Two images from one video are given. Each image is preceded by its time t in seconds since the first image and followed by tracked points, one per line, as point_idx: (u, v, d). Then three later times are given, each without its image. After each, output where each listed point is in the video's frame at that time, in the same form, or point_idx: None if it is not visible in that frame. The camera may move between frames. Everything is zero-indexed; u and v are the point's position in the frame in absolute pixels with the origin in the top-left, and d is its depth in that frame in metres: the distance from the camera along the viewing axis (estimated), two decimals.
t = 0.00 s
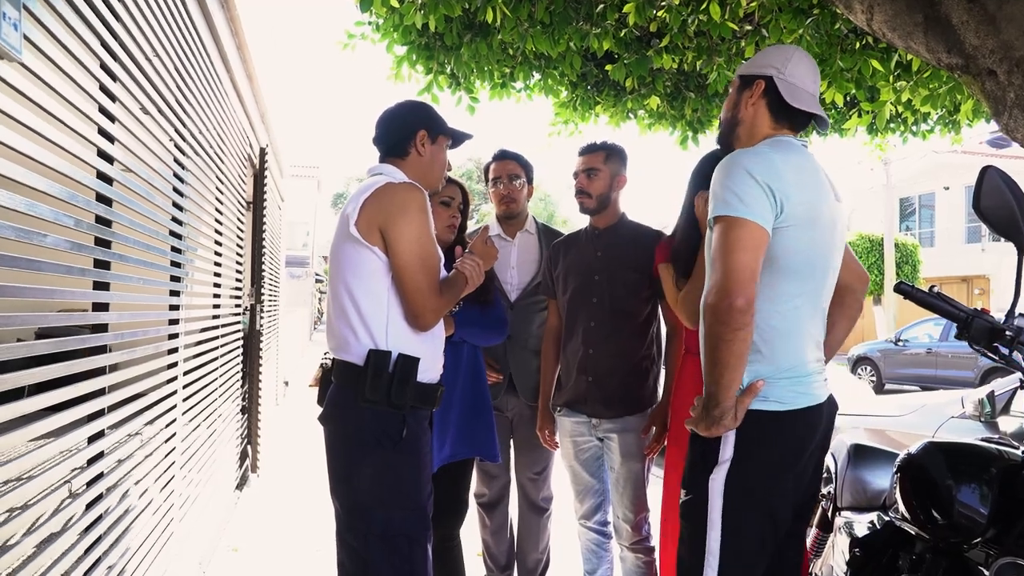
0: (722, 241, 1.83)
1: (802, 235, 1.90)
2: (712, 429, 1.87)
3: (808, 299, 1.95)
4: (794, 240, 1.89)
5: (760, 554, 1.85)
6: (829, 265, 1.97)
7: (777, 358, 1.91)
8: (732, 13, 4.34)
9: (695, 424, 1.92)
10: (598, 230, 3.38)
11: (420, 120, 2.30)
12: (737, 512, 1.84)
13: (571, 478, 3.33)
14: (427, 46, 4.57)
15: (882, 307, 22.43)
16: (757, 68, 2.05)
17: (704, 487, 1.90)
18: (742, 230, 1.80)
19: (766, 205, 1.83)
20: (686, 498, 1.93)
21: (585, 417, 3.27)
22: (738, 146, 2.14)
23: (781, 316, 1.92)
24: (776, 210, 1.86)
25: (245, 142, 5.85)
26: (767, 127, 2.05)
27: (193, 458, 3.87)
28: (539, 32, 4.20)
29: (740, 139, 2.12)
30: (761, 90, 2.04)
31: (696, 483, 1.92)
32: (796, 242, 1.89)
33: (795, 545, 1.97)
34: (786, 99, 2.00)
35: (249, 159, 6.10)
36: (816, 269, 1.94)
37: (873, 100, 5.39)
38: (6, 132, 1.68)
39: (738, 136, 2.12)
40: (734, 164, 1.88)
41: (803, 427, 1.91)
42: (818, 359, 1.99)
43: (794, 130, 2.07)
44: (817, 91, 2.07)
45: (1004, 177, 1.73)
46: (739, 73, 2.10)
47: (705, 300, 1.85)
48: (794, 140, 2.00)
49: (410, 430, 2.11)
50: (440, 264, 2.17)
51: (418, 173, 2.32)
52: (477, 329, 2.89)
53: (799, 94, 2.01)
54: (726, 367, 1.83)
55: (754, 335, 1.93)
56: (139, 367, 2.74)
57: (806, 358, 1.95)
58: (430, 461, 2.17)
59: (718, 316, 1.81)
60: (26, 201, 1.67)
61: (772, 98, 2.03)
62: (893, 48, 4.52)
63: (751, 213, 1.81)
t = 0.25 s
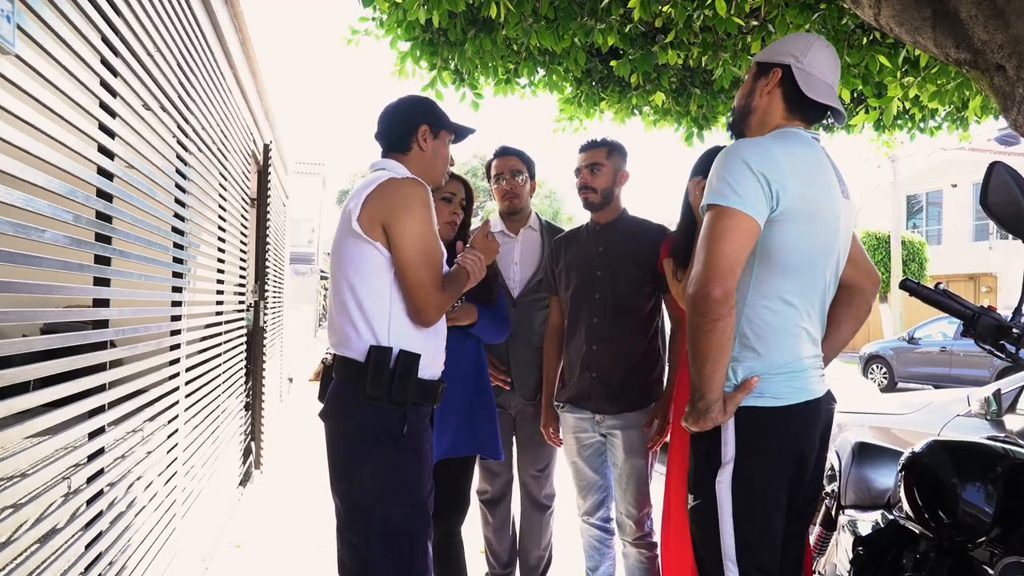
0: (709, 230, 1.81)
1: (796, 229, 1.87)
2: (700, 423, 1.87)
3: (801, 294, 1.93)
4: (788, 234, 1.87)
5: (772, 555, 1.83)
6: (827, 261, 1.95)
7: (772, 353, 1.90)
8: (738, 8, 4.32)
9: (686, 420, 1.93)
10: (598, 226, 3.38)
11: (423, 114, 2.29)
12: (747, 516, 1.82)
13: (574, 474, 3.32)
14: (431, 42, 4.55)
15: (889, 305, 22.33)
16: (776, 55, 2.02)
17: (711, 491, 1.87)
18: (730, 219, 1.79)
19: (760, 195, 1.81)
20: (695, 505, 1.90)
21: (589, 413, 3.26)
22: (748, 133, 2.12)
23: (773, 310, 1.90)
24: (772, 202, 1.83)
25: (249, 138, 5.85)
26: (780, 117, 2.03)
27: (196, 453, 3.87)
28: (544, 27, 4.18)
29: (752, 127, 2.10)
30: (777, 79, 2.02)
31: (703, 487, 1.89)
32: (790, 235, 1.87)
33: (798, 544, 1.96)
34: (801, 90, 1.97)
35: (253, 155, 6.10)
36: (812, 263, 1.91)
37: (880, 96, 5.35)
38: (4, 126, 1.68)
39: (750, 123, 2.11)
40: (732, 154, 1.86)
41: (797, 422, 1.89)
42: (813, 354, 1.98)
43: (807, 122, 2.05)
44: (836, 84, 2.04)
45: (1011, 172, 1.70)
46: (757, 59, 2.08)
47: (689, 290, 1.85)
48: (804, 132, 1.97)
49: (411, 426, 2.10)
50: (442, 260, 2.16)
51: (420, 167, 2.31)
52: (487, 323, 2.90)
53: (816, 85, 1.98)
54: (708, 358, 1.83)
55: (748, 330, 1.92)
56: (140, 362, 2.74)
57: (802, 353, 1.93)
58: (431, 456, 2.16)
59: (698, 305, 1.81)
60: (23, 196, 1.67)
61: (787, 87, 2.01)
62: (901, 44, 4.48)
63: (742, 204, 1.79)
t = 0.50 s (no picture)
0: (717, 230, 1.80)
1: (803, 226, 1.86)
2: (702, 427, 1.86)
3: (803, 294, 1.91)
4: (793, 232, 1.85)
5: (782, 561, 1.82)
6: (829, 260, 1.92)
7: (772, 355, 1.88)
8: (739, 6, 4.30)
9: (686, 423, 1.92)
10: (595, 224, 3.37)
11: (423, 112, 2.28)
12: (755, 522, 1.81)
13: (574, 472, 3.30)
14: (430, 39, 4.53)
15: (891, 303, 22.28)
16: (787, 44, 2.00)
17: (717, 498, 1.86)
18: (739, 217, 1.77)
19: (767, 190, 1.79)
20: (701, 514, 1.89)
21: (590, 411, 3.25)
22: (751, 123, 2.11)
23: (776, 310, 1.89)
24: (779, 196, 1.82)
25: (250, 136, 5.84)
26: (785, 109, 2.02)
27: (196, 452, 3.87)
28: (544, 24, 4.17)
29: (755, 118, 2.09)
30: (785, 70, 2.00)
31: (709, 495, 1.88)
32: (796, 233, 1.85)
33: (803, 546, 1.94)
34: (809, 85, 1.96)
35: (254, 153, 6.09)
36: (818, 261, 1.90)
37: (882, 93, 5.33)
38: None
39: (754, 112, 2.09)
40: (738, 148, 1.85)
41: (799, 423, 1.86)
42: (815, 356, 1.96)
43: (812, 118, 2.03)
44: (845, 81, 2.01)
45: (1015, 170, 1.68)
46: (768, 47, 2.05)
47: (696, 291, 1.83)
48: (808, 127, 1.96)
49: (410, 426, 2.09)
50: (441, 260, 2.15)
51: (420, 165, 2.30)
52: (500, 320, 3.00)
53: (824, 80, 1.96)
54: (713, 361, 1.81)
55: (750, 331, 1.90)
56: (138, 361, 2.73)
57: (803, 354, 1.91)
58: (431, 455, 2.15)
59: (708, 307, 1.79)
60: (18, 194, 1.66)
61: (795, 80, 1.99)
62: (903, 41, 4.46)
63: (748, 199, 1.77)
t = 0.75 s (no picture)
0: (734, 229, 1.77)
1: (812, 222, 1.84)
2: (712, 432, 1.84)
3: (815, 294, 1.89)
4: (803, 228, 1.83)
5: (789, 565, 1.80)
6: (838, 259, 1.90)
7: (782, 358, 1.87)
8: (744, 3, 4.27)
9: (695, 429, 1.89)
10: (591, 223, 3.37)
11: (426, 110, 2.27)
12: (760, 526, 1.79)
13: (578, 470, 3.31)
14: (434, 38, 4.48)
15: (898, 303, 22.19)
16: (782, 38, 1.99)
17: (721, 502, 1.84)
18: (756, 215, 1.75)
19: (779, 184, 1.77)
20: (705, 519, 1.87)
21: (596, 408, 3.27)
22: (749, 121, 2.08)
23: (787, 312, 1.87)
24: (790, 191, 1.80)
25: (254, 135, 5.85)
26: (784, 104, 2.00)
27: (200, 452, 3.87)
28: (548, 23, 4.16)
29: (753, 114, 2.06)
30: (782, 63, 1.98)
31: (713, 499, 1.86)
32: (807, 230, 1.83)
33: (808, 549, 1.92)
34: (807, 77, 1.94)
35: (258, 153, 6.10)
36: (829, 258, 1.88)
37: (888, 91, 5.29)
38: None
39: (751, 110, 2.07)
40: (745, 143, 1.83)
41: (812, 428, 1.85)
42: (823, 360, 1.95)
43: (812, 112, 2.01)
44: (842, 72, 2.01)
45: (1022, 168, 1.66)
46: (762, 42, 2.04)
47: (713, 294, 1.80)
48: (808, 119, 1.94)
49: (413, 425, 2.08)
50: (444, 259, 2.14)
51: (424, 164, 2.29)
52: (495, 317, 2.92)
53: (822, 71, 1.95)
54: (732, 365, 1.79)
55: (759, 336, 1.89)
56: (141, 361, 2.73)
57: (814, 358, 1.90)
58: (433, 455, 2.14)
59: (727, 309, 1.76)
60: (18, 194, 1.66)
61: (792, 75, 1.97)
62: (909, 38, 4.42)
63: (761, 195, 1.75)
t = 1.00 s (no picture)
0: (739, 232, 1.74)
1: (813, 221, 1.83)
2: (717, 437, 1.82)
3: (815, 293, 1.88)
4: (804, 226, 1.82)
5: (794, 567, 1.79)
6: (837, 259, 1.89)
7: (783, 359, 1.86)
8: (744, 3, 4.26)
9: (699, 433, 1.87)
10: (585, 225, 3.41)
11: (425, 110, 2.26)
12: (763, 529, 1.78)
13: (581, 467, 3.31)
14: (435, 39, 4.48)
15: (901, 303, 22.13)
16: (774, 35, 1.97)
17: (725, 506, 1.82)
18: (760, 216, 1.73)
19: (780, 182, 1.76)
20: (707, 523, 1.86)
21: (596, 404, 3.31)
22: (743, 119, 2.07)
23: (788, 311, 1.86)
24: (791, 189, 1.79)
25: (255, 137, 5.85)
26: (777, 102, 1.99)
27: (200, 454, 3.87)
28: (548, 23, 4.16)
29: (747, 113, 2.05)
30: (775, 61, 1.97)
31: (715, 504, 1.85)
32: (809, 229, 1.83)
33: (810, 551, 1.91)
34: (800, 73, 1.94)
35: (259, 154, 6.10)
36: (829, 256, 1.87)
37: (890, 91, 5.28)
38: None
39: (744, 109, 2.06)
40: (744, 141, 1.82)
41: (816, 430, 1.84)
42: (824, 360, 1.94)
43: (805, 108, 2.00)
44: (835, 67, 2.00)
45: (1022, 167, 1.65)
46: (752, 39, 2.03)
47: (720, 296, 1.77)
48: (803, 116, 1.93)
49: (412, 426, 2.08)
50: (444, 260, 2.13)
51: (423, 164, 2.28)
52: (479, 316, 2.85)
53: (815, 67, 1.94)
54: (739, 369, 1.76)
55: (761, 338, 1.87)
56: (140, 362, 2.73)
57: (815, 358, 1.89)
58: (432, 456, 2.13)
59: (734, 312, 1.73)
60: (14, 195, 1.66)
61: (785, 72, 1.96)
62: (911, 38, 4.41)
63: (764, 194, 1.74)
